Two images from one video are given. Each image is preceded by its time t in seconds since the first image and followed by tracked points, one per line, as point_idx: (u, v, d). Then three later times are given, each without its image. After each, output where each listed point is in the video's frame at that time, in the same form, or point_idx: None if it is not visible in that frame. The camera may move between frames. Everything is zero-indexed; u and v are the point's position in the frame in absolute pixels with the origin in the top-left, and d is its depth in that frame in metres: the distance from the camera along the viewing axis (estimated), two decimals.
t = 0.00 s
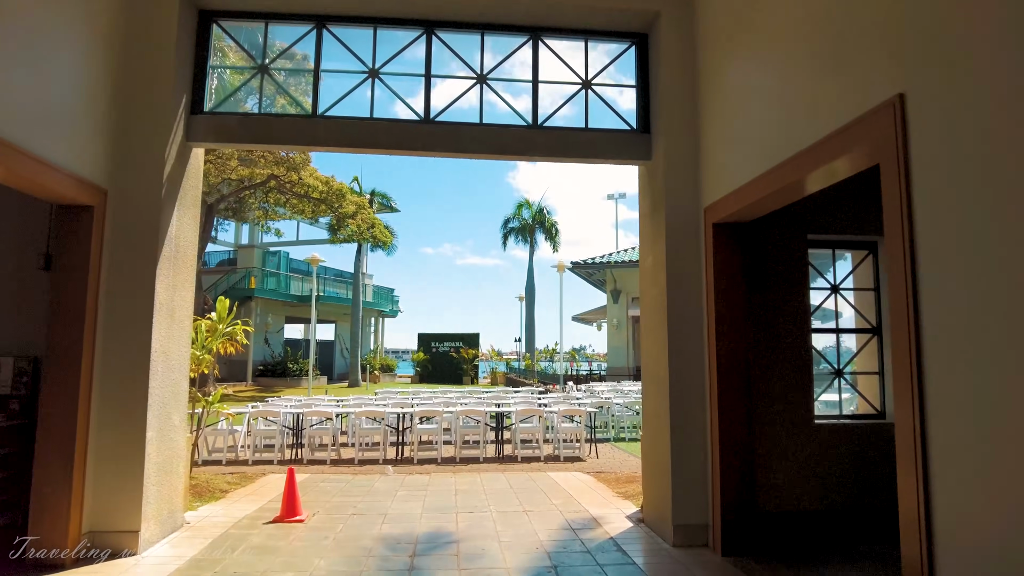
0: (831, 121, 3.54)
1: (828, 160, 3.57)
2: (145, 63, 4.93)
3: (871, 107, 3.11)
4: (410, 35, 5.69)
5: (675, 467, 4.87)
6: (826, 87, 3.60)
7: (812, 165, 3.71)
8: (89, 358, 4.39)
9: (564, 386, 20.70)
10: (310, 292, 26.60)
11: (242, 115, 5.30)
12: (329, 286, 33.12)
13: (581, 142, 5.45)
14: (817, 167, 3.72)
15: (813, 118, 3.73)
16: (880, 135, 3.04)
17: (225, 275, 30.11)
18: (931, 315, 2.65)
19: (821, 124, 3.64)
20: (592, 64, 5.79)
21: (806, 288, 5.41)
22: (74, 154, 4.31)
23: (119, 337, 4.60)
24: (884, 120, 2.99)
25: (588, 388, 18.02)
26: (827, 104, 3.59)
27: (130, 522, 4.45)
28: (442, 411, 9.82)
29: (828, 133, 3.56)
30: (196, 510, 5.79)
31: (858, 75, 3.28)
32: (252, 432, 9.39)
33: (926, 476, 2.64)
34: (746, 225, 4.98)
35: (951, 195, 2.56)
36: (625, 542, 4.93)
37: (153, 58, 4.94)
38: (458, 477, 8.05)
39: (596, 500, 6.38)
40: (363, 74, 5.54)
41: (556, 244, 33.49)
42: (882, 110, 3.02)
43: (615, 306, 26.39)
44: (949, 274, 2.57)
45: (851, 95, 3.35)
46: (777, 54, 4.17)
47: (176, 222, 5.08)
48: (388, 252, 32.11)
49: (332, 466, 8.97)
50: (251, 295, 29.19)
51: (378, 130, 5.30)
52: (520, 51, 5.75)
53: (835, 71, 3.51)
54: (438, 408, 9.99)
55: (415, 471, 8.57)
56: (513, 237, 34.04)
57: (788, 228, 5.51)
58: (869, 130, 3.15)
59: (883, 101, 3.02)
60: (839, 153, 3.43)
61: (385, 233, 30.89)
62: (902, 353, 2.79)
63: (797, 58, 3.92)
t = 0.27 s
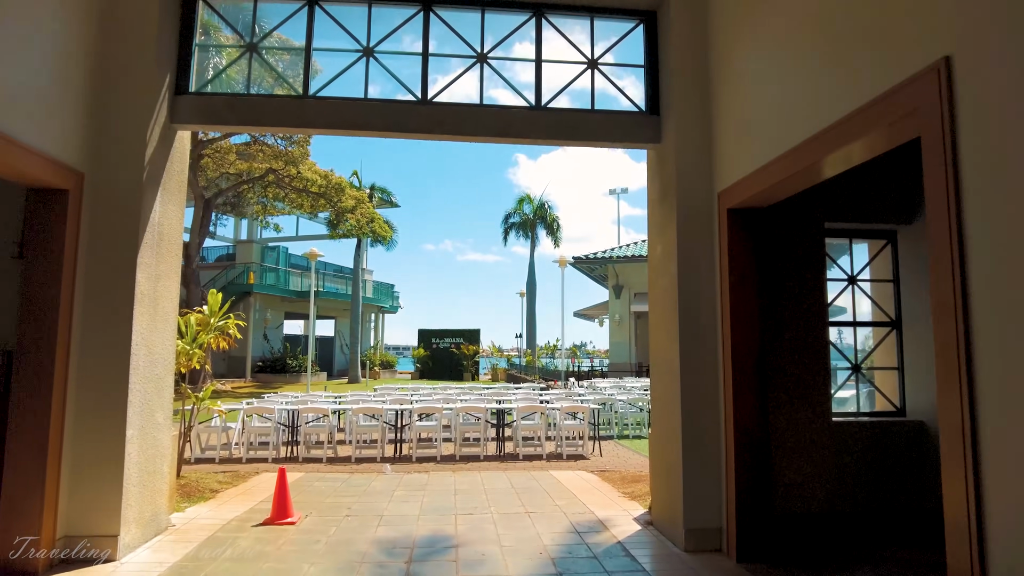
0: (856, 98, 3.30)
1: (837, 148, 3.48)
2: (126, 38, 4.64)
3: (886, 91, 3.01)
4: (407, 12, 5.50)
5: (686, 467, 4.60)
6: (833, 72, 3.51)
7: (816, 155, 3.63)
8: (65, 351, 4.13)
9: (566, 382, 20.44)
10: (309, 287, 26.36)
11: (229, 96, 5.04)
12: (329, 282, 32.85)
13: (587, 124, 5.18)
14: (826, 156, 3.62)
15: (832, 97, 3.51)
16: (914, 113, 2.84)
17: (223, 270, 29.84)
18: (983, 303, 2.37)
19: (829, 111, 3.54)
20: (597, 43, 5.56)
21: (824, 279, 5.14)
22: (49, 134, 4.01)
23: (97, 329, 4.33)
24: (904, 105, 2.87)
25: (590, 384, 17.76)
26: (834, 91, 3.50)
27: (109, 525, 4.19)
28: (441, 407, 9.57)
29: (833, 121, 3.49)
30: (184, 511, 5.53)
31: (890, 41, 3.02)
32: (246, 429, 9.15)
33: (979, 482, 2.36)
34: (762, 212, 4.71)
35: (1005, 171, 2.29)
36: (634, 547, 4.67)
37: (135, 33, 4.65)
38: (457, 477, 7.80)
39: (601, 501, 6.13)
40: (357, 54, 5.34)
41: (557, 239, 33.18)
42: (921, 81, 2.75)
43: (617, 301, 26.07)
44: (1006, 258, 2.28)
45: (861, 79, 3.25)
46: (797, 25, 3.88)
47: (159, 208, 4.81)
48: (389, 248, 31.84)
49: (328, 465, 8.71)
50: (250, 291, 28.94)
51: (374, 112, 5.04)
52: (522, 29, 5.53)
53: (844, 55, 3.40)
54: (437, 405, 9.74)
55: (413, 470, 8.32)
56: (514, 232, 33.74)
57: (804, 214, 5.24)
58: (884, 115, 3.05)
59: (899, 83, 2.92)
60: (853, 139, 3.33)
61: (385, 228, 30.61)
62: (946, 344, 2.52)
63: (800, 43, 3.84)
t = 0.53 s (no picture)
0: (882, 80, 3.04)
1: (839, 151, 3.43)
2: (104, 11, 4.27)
3: (891, 89, 2.96)
4: None
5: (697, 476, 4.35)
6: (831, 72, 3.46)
7: (815, 157, 3.58)
8: (33, 355, 3.85)
9: (567, 380, 20.23)
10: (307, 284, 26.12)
11: (214, 83, 4.76)
12: (328, 279, 32.57)
13: (591, 113, 4.92)
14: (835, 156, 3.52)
15: (858, 77, 3.24)
16: (954, 98, 2.61)
17: (222, 268, 29.60)
18: None
19: (829, 111, 3.47)
20: (603, 28, 5.33)
21: (840, 275, 4.88)
22: (20, 120, 3.71)
23: (72, 330, 4.07)
24: (912, 104, 2.81)
25: (592, 383, 17.51)
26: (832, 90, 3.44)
27: (85, 538, 3.94)
28: (439, 408, 9.32)
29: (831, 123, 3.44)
30: (169, 519, 5.29)
31: (921, 18, 2.77)
32: (240, 431, 8.91)
33: None
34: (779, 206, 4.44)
35: None
36: (641, 559, 4.42)
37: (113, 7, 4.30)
38: (456, 480, 7.56)
39: (605, 508, 5.88)
40: (349, 39, 5.10)
41: (558, 235, 32.91)
42: (966, 56, 2.49)
43: (619, 299, 25.77)
44: None
45: (862, 79, 3.20)
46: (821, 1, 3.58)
47: (140, 201, 4.53)
48: (388, 245, 31.60)
49: (323, 468, 8.47)
50: (248, 288, 28.69)
51: (367, 99, 4.78)
52: (523, 13, 5.32)
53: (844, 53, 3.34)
54: (436, 406, 9.49)
55: (411, 472, 8.08)
56: (514, 229, 33.48)
57: (821, 208, 4.98)
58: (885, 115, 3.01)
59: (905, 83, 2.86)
60: (871, 131, 3.16)
61: (384, 225, 30.33)
62: (1000, 353, 2.24)
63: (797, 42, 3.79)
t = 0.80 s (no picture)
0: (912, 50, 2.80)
1: (840, 143, 3.39)
2: None
3: (890, 79, 2.93)
4: None
5: (709, 479, 4.09)
6: (825, 65, 3.42)
7: (814, 150, 3.53)
8: None
9: (569, 378, 19.95)
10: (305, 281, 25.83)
11: (196, 62, 4.48)
12: (327, 277, 32.24)
13: (595, 94, 4.66)
14: (844, 144, 3.43)
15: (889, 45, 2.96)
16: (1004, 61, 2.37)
17: (219, 265, 29.30)
18: None
19: (839, 94, 3.31)
20: (608, 7, 5.10)
21: (859, 266, 4.62)
22: None
23: (40, 323, 3.80)
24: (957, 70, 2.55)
25: (593, 382, 17.22)
26: (826, 83, 3.42)
27: (53, 548, 3.66)
28: (437, 407, 9.05)
29: (827, 117, 3.40)
30: (150, 525, 5.03)
31: None
32: (231, 430, 8.63)
33: None
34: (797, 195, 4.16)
35: None
36: (650, 567, 4.16)
37: None
38: (453, 482, 7.30)
39: (610, 511, 5.62)
40: (340, 17, 4.85)
41: (559, 232, 32.62)
42: None
43: (620, 296, 25.47)
44: None
45: (857, 75, 3.17)
46: None
47: (117, 187, 4.25)
48: (388, 242, 31.31)
49: (317, 468, 8.21)
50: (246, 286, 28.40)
51: (358, 80, 4.51)
52: None
53: (841, 44, 3.29)
54: (433, 404, 9.23)
55: (407, 473, 7.81)
56: (514, 226, 33.19)
57: (839, 198, 4.71)
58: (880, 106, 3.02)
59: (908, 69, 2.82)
60: (904, 104, 2.90)
61: (383, 222, 30.03)
62: None
63: (791, 37, 3.76)
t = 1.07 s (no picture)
0: (945, 28, 2.56)
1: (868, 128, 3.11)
2: None
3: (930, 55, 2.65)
4: None
5: (725, 491, 3.80)
6: (825, 67, 3.39)
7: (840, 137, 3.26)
8: None
9: (570, 379, 19.66)
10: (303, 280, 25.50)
11: (174, 44, 4.20)
12: (325, 276, 31.93)
13: (600, 79, 4.39)
14: (872, 130, 3.16)
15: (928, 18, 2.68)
16: None
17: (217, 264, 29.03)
18: None
19: (869, 74, 3.04)
20: None
21: (883, 263, 4.34)
22: None
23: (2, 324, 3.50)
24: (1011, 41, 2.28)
25: (596, 382, 16.91)
26: (827, 84, 3.38)
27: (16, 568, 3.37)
28: (436, 410, 8.77)
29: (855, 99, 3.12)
30: (131, 537, 4.75)
31: None
32: (223, 434, 8.37)
33: None
34: (821, 190, 3.85)
35: None
36: None
37: None
38: (451, 488, 7.02)
39: (616, 523, 5.34)
40: None
41: (559, 231, 32.32)
42: None
43: (622, 295, 25.14)
44: None
45: (857, 74, 3.14)
46: None
47: (89, 178, 3.96)
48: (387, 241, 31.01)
49: (311, 473, 7.93)
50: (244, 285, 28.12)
51: (348, 64, 4.23)
52: None
53: (840, 45, 3.25)
54: (432, 407, 8.95)
55: (404, 480, 7.53)
56: (515, 224, 32.89)
57: (861, 193, 4.43)
58: (878, 109, 3.01)
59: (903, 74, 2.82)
60: (946, 82, 2.62)
61: (382, 220, 29.72)
62: None
63: (800, 27, 3.63)
